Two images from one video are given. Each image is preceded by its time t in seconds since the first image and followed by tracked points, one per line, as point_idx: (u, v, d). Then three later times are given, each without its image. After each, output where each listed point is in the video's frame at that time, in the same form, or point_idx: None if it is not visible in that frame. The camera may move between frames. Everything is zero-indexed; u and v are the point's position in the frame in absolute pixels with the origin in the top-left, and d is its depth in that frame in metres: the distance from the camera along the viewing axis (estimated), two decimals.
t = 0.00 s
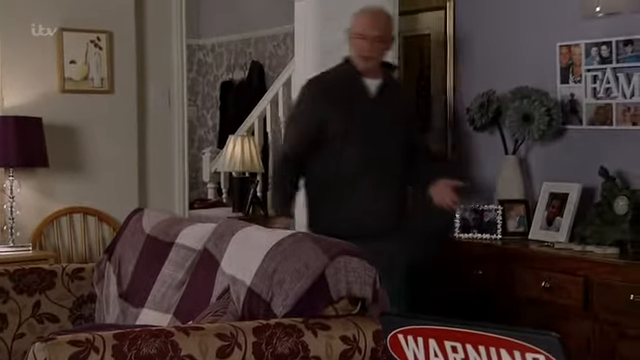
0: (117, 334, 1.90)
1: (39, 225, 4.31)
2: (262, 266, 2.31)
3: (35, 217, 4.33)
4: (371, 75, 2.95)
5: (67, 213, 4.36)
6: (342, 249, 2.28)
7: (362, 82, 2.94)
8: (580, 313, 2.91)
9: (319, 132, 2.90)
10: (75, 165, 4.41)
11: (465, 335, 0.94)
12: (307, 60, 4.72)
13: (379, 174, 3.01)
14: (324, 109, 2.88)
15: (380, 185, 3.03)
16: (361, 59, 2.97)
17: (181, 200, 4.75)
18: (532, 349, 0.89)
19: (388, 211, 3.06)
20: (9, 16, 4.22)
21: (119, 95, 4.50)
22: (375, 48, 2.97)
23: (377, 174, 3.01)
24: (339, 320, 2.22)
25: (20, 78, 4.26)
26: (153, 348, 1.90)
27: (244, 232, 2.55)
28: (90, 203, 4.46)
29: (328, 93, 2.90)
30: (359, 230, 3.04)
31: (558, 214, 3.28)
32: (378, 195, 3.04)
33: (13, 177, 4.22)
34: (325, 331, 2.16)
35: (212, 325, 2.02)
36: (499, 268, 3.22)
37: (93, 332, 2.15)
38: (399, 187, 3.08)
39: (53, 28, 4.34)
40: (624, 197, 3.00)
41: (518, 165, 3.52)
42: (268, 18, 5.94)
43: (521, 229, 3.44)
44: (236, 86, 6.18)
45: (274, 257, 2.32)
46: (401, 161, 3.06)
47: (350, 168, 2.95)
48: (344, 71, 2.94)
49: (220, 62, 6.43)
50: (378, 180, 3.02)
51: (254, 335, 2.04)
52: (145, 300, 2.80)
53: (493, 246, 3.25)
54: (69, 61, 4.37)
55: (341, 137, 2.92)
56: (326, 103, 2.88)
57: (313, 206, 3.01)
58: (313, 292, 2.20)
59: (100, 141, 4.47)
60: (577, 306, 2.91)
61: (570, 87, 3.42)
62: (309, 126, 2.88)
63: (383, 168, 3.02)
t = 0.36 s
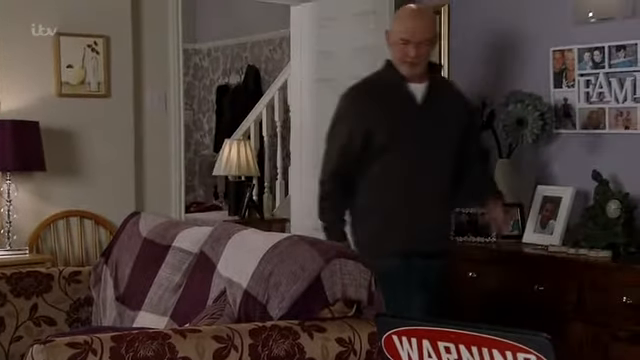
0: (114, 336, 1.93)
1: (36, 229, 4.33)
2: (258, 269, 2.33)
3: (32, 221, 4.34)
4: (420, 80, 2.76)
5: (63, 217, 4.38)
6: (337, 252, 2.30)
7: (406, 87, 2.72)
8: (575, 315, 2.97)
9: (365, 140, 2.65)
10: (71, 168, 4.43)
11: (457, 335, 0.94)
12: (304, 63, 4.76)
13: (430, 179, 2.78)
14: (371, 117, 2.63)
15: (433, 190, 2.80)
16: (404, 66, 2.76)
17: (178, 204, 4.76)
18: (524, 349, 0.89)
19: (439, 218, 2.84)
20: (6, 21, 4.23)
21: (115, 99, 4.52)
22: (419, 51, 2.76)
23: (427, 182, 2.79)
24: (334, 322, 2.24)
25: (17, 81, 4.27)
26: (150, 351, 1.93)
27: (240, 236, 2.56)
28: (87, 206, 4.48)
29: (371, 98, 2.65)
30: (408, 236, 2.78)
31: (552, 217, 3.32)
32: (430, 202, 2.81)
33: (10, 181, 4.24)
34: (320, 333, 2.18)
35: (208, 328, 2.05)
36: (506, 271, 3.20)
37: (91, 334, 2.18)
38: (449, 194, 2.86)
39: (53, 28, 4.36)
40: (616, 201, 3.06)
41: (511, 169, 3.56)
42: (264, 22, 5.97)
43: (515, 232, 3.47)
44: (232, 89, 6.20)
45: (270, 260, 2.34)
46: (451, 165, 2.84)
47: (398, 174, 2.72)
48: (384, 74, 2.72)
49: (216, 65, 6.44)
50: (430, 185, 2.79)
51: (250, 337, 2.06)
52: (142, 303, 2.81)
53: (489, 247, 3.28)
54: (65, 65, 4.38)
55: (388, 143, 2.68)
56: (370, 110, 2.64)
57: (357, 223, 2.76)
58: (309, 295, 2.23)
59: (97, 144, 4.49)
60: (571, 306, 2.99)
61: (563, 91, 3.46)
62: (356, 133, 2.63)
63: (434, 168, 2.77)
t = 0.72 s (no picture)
0: (110, 337, 1.97)
1: (31, 231, 4.34)
2: (253, 270, 2.35)
3: (27, 223, 4.35)
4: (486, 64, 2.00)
5: (58, 219, 4.39)
6: (330, 253, 2.32)
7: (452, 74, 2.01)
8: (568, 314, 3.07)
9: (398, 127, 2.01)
10: (66, 171, 4.43)
11: (451, 334, 1.03)
12: (299, 67, 4.79)
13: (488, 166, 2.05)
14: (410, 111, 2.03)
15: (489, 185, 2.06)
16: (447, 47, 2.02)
17: (173, 206, 4.77)
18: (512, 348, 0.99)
19: (501, 227, 2.09)
20: (3, 23, 4.24)
21: (111, 102, 4.54)
22: (460, 30, 1.99)
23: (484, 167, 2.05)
24: (328, 323, 2.26)
25: (12, 85, 4.28)
26: (146, 351, 1.97)
27: (235, 238, 2.58)
28: (81, 209, 4.48)
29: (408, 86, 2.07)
30: (464, 238, 2.06)
31: (545, 219, 3.37)
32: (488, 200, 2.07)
33: (5, 183, 4.24)
34: (315, 334, 2.20)
35: (204, 329, 2.09)
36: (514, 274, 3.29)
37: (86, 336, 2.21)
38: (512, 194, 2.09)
39: (53, 28, 4.38)
40: (609, 203, 3.17)
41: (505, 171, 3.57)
42: (258, 24, 6.00)
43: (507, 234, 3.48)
44: (227, 92, 6.20)
45: (265, 261, 2.35)
46: (520, 147, 2.06)
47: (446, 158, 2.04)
48: (430, 62, 2.05)
49: (211, 68, 6.43)
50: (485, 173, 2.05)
51: (245, 337, 2.10)
52: (137, 305, 2.82)
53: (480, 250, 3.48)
54: (61, 68, 4.40)
55: (432, 137, 2.05)
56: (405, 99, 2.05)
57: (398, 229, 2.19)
58: (304, 296, 2.25)
59: (93, 147, 4.50)
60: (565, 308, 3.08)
61: (556, 94, 3.48)
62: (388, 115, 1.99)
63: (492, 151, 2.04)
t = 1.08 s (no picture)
0: (105, 338, 1.99)
1: (25, 233, 4.34)
2: (247, 272, 2.36)
3: (21, 225, 4.34)
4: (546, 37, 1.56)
5: (51, 221, 4.39)
6: (324, 255, 2.33)
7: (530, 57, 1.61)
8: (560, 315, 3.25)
9: (441, 105, 1.60)
10: (59, 173, 4.43)
11: (441, 333, 1.09)
12: (292, 69, 4.81)
13: (562, 154, 1.56)
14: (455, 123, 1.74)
15: (563, 187, 1.57)
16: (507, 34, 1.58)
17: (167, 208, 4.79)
18: (501, 346, 1.06)
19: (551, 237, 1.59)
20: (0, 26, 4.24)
21: (105, 104, 4.54)
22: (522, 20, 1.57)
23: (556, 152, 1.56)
24: (321, 324, 2.28)
25: (6, 88, 4.27)
26: (140, 352, 1.99)
27: (229, 240, 2.59)
28: (75, 211, 4.48)
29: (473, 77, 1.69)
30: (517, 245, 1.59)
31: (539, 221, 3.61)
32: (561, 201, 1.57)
33: None
34: (308, 335, 2.22)
35: (198, 330, 2.11)
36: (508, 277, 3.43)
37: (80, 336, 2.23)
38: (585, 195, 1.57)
39: (53, 28, 4.40)
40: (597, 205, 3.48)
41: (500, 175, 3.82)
42: (252, 27, 6.02)
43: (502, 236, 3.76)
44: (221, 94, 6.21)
45: (258, 263, 2.36)
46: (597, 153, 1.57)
47: (507, 138, 1.57)
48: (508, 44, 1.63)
49: (205, 70, 6.43)
50: (558, 162, 1.56)
51: (239, 338, 2.12)
52: (131, 306, 2.83)
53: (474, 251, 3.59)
54: (55, 71, 4.41)
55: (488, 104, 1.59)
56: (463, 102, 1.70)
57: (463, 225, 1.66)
58: (297, 298, 2.26)
59: (87, 149, 4.50)
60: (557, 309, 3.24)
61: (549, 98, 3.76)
62: (431, 100, 1.60)
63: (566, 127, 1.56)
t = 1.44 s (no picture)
0: (98, 341, 2.03)
1: (17, 237, 4.34)
2: (240, 275, 2.37)
3: (14, 229, 4.35)
4: (579, 40, 1.65)
5: (44, 225, 4.39)
6: (317, 258, 2.34)
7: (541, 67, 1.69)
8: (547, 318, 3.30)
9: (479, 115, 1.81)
10: (52, 177, 4.43)
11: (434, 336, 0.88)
12: (286, 72, 4.82)
13: (578, 164, 1.61)
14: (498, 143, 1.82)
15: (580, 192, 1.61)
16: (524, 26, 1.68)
17: (160, 211, 4.79)
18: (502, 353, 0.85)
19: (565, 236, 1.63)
20: None
21: (98, 108, 4.53)
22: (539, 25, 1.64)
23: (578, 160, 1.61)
24: (314, 326, 2.30)
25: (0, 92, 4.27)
26: (133, 355, 2.03)
27: (222, 243, 2.60)
28: (68, 214, 4.48)
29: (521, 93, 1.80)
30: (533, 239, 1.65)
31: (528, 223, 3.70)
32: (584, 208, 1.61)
33: None
34: (301, 338, 2.24)
35: (191, 333, 2.13)
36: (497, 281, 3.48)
37: (75, 340, 2.28)
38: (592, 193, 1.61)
39: (53, 28, 4.42)
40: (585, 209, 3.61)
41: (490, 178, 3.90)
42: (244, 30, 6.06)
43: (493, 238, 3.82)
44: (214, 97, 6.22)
45: (251, 266, 2.37)
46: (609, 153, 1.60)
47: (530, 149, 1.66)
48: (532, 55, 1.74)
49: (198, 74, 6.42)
50: (576, 170, 1.61)
51: (232, 341, 2.14)
52: (124, 309, 2.84)
53: (466, 255, 3.62)
54: (48, 74, 4.41)
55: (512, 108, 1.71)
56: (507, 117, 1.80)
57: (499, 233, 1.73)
58: (290, 300, 2.28)
59: (80, 153, 4.50)
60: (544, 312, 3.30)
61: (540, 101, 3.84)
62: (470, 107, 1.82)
63: (586, 137, 1.61)
